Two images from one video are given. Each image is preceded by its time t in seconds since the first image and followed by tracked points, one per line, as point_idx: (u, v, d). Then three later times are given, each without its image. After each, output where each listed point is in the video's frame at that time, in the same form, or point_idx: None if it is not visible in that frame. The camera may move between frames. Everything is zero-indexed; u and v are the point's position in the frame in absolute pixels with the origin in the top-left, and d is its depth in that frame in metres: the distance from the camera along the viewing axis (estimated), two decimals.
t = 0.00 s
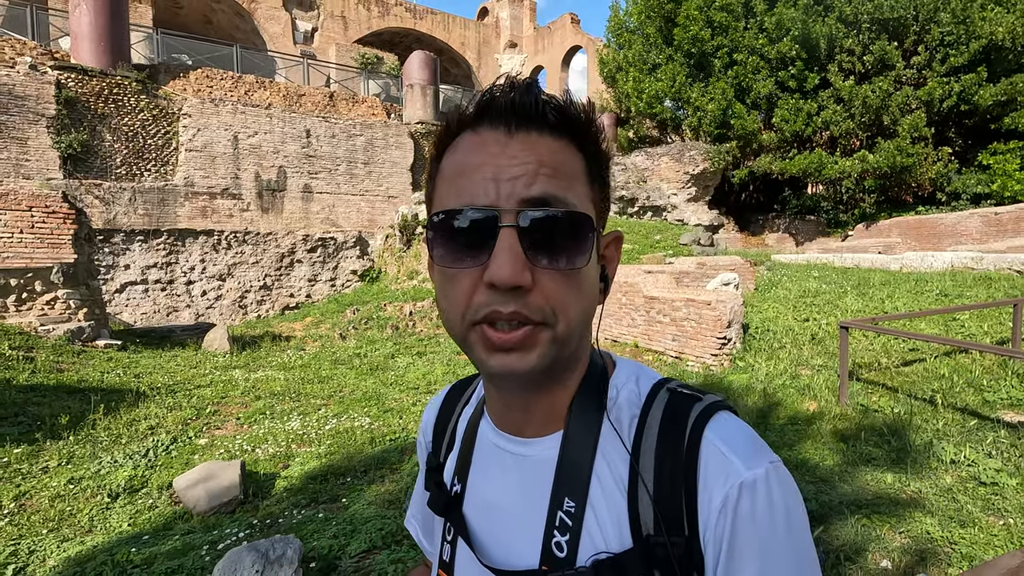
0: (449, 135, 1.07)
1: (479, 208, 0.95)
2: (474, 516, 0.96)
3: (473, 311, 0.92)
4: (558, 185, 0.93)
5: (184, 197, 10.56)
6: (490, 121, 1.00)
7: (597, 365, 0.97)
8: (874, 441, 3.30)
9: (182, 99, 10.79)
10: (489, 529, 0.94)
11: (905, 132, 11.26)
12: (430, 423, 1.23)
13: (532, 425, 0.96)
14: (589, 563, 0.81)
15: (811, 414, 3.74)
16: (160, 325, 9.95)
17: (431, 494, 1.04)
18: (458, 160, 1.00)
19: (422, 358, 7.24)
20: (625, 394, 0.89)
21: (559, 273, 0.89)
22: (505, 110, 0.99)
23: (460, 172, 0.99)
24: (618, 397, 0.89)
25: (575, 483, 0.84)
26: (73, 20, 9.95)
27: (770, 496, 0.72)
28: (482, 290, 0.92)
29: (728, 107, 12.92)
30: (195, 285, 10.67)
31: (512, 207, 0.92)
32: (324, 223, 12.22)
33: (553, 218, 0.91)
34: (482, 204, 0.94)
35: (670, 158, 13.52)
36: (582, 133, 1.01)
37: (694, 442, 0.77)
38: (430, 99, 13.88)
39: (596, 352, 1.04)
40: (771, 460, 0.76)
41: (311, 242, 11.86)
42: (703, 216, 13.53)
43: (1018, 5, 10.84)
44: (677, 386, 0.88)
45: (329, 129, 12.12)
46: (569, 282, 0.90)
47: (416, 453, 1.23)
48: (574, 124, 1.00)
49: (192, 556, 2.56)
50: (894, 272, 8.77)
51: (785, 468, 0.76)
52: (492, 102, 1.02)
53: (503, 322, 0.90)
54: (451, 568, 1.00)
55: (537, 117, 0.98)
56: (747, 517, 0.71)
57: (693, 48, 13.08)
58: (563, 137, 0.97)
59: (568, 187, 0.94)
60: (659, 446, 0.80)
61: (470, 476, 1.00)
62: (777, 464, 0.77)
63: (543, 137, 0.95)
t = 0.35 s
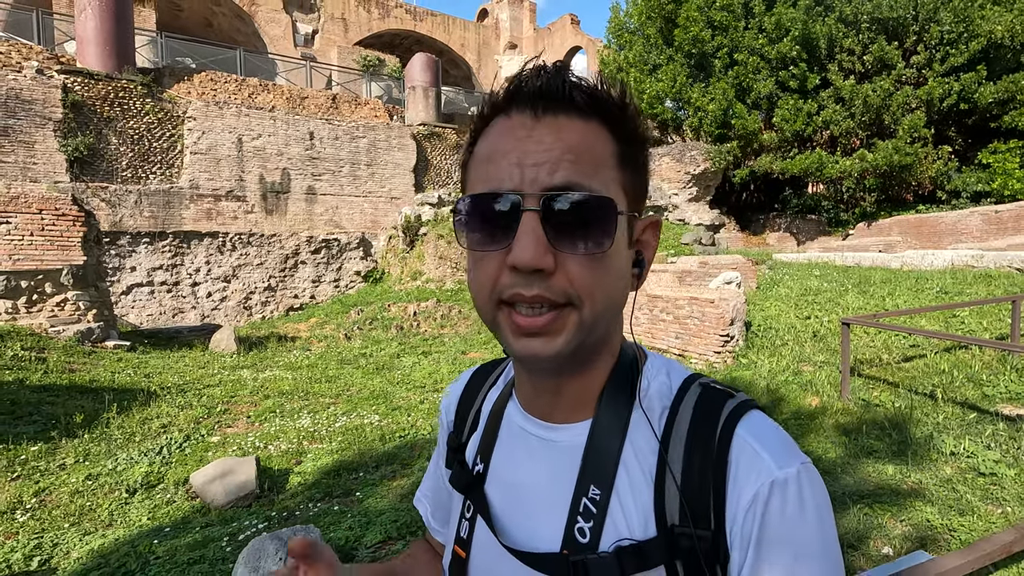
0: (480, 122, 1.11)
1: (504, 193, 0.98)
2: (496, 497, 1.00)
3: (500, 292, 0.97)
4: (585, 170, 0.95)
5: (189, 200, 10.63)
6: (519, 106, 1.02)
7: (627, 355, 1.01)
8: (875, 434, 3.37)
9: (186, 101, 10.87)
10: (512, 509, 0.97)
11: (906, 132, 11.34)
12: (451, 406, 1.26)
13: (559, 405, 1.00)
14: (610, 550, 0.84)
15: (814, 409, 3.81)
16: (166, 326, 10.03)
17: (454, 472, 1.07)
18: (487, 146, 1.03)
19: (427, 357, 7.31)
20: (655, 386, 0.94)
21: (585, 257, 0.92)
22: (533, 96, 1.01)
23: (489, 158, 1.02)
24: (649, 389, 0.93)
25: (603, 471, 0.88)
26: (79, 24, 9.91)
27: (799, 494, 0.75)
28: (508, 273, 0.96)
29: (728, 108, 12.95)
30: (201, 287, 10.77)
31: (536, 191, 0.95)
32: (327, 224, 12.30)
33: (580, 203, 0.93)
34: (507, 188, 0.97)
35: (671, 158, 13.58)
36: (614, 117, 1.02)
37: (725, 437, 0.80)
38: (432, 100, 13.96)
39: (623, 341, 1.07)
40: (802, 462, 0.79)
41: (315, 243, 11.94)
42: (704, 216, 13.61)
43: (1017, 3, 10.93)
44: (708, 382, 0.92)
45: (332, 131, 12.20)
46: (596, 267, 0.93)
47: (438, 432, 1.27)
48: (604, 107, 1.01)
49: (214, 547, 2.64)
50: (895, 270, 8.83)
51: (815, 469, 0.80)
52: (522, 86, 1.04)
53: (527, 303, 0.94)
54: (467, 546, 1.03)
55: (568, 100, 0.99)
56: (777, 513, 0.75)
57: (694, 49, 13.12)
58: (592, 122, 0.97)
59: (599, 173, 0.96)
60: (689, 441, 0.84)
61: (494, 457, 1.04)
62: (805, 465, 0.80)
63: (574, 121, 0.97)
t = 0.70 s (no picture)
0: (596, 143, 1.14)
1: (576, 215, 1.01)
2: (606, 502, 1.04)
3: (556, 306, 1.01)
4: (622, 187, 0.92)
5: (188, 206, 10.64)
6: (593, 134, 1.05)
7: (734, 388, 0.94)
8: (877, 426, 3.53)
9: (184, 108, 10.86)
10: (617, 517, 1.00)
11: (893, 133, 11.59)
12: (596, 407, 1.30)
13: (662, 427, 0.99)
14: None
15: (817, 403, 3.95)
16: (166, 333, 10.06)
17: (580, 469, 1.14)
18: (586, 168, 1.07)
19: (431, 359, 7.41)
20: (774, 428, 0.85)
21: (616, 274, 0.90)
22: (601, 122, 1.03)
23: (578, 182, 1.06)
24: (766, 430, 0.85)
25: (699, 507, 0.86)
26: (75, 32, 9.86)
27: None
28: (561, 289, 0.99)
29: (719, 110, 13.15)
30: (200, 293, 10.82)
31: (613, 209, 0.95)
32: (325, 229, 12.33)
33: (618, 221, 0.91)
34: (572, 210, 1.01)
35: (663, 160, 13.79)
36: (685, 130, 0.94)
37: (838, 501, 0.72)
38: (428, 105, 14.03)
39: (745, 369, 0.97)
40: (944, 556, 0.67)
41: (313, 248, 11.98)
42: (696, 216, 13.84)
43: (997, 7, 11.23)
44: (846, 435, 0.80)
45: (329, 136, 12.24)
46: (631, 285, 0.89)
47: (582, 425, 1.33)
48: (669, 122, 0.95)
49: (251, 544, 2.75)
50: (884, 268, 9.06)
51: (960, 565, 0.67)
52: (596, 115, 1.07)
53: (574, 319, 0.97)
54: (581, 537, 1.09)
55: (629, 122, 0.98)
56: None
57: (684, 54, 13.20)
58: (645, 140, 0.94)
59: (644, 190, 0.90)
60: (796, 496, 0.76)
61: (612, 463, 1.08)
62: (950, 557, 0.68)
63: (627, 142, 0.96)
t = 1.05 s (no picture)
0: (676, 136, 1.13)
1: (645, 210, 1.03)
2: (671, 501, 1.05)
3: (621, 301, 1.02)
4: (692, 179, 0.92)
5: (186, 207, 10.59)
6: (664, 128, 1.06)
7: (812, 387, 0.92)
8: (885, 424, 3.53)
9: (182, 109, 10.80)
10: (681, 515, 1.01)
11: (890, 132, 11.62)
12: (666, 404, 1.31)
13: (732, 427, 0.99)
14: None
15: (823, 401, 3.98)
16: (165, 334, 10.00)
17: (647, 466, 1.15)
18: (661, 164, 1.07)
19: (433, 360, 7.38)
20: (851, 433, 0.83)
21: (683, 268, 0.90)
22: (672, 116, 1.04)
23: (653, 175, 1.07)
24: (842, 436, 0.84)
25: (768, 511, 0.85)
26: (71, 33, 9.88)
27: None
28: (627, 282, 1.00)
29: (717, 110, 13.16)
30: (198, 294, 10.76)
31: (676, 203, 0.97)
32: (324, 230, 12.25)
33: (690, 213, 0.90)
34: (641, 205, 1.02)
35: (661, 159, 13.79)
36: (761, 121, 0.93)
37: (922, 514, 0.70)
38: (426, 105, 14.02)
39: (824, 369, 0.95)
40: None
41: (312, 249, 11.91)
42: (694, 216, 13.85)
43: (992, 6, 11.28)
44: (931, 443, 0.77)
45: (327, 136, 12.19)
46: (698, 279, 0.89)
47: (650, 423, 1.34)
48: (743, 113, 0.94)
49: (261, 546, 2.74)
50: (884, 267, 9.08)
51: None
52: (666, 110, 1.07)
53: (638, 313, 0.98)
54: (646, 533, 1.11)
55: (701, 115, 0.98)
56: None
57: (683, 53, 13.52)
58: (716, 131, 0.94)
59: (715, 182, 0.90)
60: (875, 506, 0.74)
61: (680, 461, 1.08)
62: None
63: (702, 133, 0.95)
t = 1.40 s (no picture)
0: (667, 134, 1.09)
1: (660, 208, 0.96)
2: (662, 511, 1.00)
3: (637, 302, 0.94)
4: (739, 185, 0.87)
5: (182, 210, 10.52)
6: (688, 123, 0.99)
7: (818, 387, 0.90)
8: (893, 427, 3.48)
9: (178, 111, 10.71)
10: (675, 526, 0.96)
11: (887, 133, 11.62)
12: (650, 408, 1.26)
13: (725, 432, 0.95)
14: None
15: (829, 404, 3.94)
16: (161, 338, 9.93)
17: (634, 474, 1.10)
18: (659, 160, 1.02)
19: (432, 363, 7.32)
20: (848, 434, 0.81)
21: (729, 276, 0.85)
22: (699, 110, 0.97)
23: (657, 170, 1.01)
24: (838, 437, 0.82)
25: (766, 515, 0.81)
26: (66, 35, 9.79)
27: None
28: (645, 282, 0.93)
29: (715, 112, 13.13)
30: (195, 298, 10.67)
31: (676, 202, 0.92)
32: (321, 232, 12.17)
33: (742, 220, 0.85)
34: (661, 203, 0.95)
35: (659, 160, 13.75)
36: (800, 125, 0.89)
37: (921, 512, 0.67)
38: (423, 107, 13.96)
39: (821, 376, 0.93)
40: None
41: (309, 251, 11.81)
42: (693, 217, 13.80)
43: (989, 7, 11.27)
44: (926, 443, 0.76)
45: (325, 138, 12.11)
46: (742, 286, 0.85)
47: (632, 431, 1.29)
48: (782, 115, 0.89)
49: (259, 557, 2.68)
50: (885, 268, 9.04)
51: None
52: (688, 103, 1.01)
53: (659, 315, 0.90)
54: (636, 548, 1.04)
55: (734, 113, 0.92)
56: None
57: (680, 54, 13.43)
58: (761, 133, 0.88)
59: (767, 188, 0.86)
60: (874, 505, 0.72)
61: (671, 468, 1.03)
62: None
63: (743, 132, 0.89)
